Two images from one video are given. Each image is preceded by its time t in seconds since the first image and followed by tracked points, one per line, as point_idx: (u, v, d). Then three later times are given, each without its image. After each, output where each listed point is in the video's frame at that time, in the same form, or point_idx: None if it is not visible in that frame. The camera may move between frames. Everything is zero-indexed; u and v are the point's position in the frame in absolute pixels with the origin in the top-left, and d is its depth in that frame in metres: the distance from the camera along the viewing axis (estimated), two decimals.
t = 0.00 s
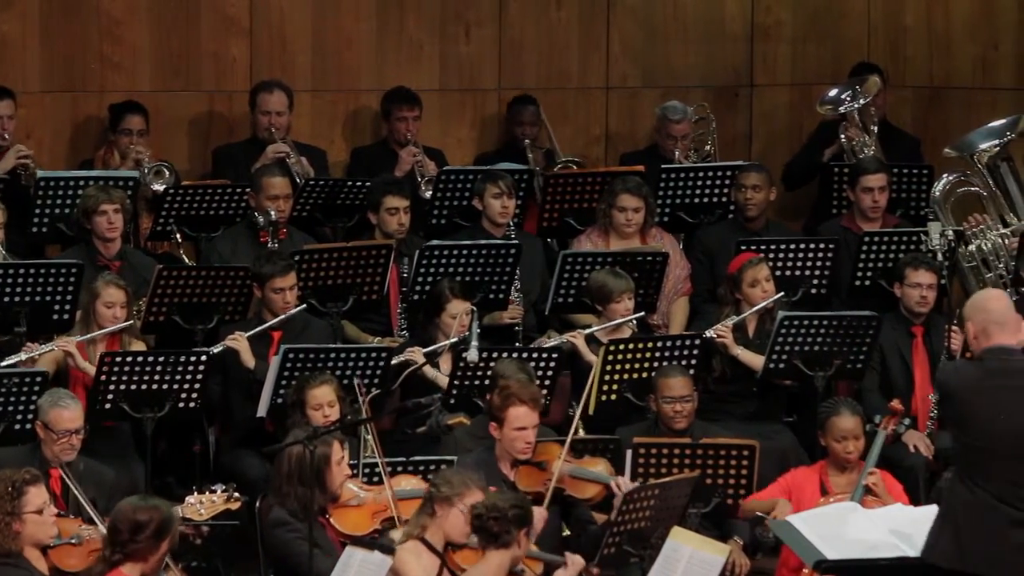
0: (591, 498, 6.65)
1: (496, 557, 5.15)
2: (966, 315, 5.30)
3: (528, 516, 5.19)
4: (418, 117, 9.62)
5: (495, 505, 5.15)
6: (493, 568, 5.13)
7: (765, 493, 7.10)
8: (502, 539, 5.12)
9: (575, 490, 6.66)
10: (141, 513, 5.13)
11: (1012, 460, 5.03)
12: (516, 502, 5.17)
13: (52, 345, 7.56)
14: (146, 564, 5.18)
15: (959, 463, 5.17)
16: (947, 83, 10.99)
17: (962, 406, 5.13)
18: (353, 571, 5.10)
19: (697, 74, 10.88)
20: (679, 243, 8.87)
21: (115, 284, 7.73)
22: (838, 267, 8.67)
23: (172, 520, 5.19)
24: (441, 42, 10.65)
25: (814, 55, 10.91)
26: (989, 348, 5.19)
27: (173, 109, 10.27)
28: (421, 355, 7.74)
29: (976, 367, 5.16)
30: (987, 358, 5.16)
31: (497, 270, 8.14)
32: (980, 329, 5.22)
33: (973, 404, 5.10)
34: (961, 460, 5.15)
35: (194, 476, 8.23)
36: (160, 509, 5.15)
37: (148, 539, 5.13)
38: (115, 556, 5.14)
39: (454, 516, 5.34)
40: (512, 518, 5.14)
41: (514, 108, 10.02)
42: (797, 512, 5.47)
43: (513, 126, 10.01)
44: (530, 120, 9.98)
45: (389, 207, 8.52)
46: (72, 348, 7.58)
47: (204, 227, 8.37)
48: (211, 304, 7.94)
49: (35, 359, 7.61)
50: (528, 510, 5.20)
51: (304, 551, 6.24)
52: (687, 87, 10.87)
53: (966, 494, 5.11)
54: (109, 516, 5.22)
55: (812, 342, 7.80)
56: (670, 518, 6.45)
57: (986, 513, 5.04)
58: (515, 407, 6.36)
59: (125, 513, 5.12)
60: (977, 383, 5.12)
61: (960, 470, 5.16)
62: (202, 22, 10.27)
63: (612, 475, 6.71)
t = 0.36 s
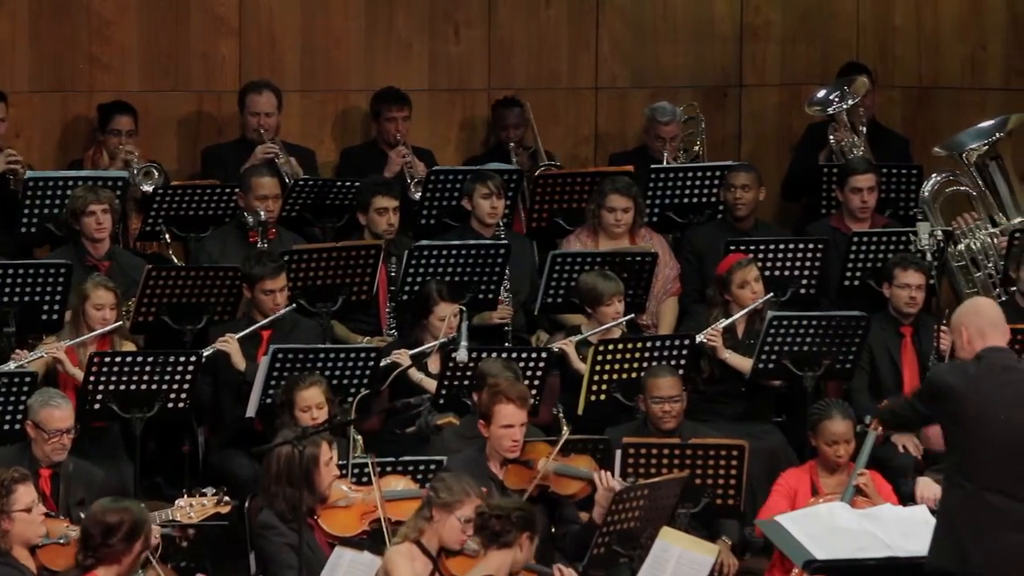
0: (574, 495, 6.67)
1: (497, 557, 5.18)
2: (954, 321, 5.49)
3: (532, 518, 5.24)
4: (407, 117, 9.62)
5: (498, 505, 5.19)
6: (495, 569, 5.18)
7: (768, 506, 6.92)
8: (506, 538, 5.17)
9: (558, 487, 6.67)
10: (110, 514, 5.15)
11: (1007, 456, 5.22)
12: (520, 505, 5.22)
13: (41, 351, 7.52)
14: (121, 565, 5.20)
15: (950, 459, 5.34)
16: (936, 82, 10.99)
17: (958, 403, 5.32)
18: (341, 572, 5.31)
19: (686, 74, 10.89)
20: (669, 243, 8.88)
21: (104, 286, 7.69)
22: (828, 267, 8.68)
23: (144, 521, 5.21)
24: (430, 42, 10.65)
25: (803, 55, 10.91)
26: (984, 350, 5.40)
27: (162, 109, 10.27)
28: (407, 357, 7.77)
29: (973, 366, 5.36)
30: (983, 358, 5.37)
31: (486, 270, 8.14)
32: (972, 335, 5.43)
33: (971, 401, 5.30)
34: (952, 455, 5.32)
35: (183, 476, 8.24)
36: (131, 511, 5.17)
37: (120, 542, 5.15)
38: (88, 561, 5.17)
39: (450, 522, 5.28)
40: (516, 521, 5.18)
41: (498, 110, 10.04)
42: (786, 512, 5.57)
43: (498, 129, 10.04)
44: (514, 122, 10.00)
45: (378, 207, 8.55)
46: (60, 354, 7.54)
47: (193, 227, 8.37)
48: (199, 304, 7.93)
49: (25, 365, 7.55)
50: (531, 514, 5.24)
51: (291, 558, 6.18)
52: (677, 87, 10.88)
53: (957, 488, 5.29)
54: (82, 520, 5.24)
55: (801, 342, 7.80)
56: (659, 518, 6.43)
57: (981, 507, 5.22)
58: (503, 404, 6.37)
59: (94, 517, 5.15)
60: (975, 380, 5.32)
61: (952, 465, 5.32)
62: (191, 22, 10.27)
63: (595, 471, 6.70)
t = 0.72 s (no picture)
0: (578, 487, 6.63)
1: (493, 560, 5.29)
2: (963, 328, 5.21)
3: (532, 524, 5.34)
4: (397, 117, 9.63)
5: (499, 510, 5.30)
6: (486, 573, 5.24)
7: (744, 492, 7.04)
8: (505, 543, 5.27)
9: (561, 482, 6.64)
10: (97, 513, 5.14)
11: (1011, 449, 4.91)
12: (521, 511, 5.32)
13: (33, 349, 7.55)
14: (109, 564, 5.18)
15: (944, 452, 5.01)
16: (926, 83, 10.99)
17: (968, 396, 4.96)
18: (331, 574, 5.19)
19: (676, 75, 10.90)
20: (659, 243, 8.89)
21: (96, 286, 7.67)
22: (818, 267, 8.70)
23: (130, 520, 5.19)
24: (420, 42, 10.66)
25: (793, 55, 10.92)
26: (993, 347, 5.09)
27: (153, 109, 10.26)
28: (398, 356, 7.76)
29: (984, 359, 5.02)
30: (993, 352, 5.05)
31: (477, 270, 8.15)
32: (978, 338, 5.13)
33: (979, 393, 4.95)
34: (952, 447, 4.99)
35: (173, 476, 8.22)
36: (117, 509, 5.16)
37: (109, 541, 5.14)
38: (77, 560, 5.14)
39: (440, 527, 5.30)
40: (516, 526, 5.28)
41: (498, 109, 10.04)
42: (777, 513, 5.53)
43: (497, 127, 10.05)
44: (514, 120, 10.00)
45: (365, 203, 8.53)
46: (51, 352, 7.53)
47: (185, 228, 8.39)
48: (190, 304, 7.92)
49: (16, 364, 7.57)
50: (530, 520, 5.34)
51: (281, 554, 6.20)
52: (667, 87, 10.89)
53: (960, 482, 4.94)
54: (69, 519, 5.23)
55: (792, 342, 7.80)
56: (649, 518, 6.42)
57: (980, 502, 4.90)
58: (502, 402, 6.35)
59: (80, 516, 5.14)
60: (988, 373, 4.97)
61: (947, 458, 4.99)
62: (181, 21, 10.27)
63: (598, 466, 6.68)
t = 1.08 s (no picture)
0: (576, 494, 6.61)
1: (485, 559, 5.19)
2: (936, 324, 5.40)
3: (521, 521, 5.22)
4: (391, 117, 9.63)
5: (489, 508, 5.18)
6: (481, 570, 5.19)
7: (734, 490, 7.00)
8: (495, 544, 5.16)
9: (558, 487, 6.61)
10: (105, 512, 5.15)
11: (1003, 453, 5.11)
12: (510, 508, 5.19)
13: (25, 349, 7.52)
14: (115, 563, 5.19)
15: (943, 457, 5.20)
16: (919, 83, 10.99)
17: (952, 400, 5.17)
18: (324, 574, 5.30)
19: (669, 75, 10.90)
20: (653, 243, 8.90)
21: (90, 287, 7.66)
22: (812, 267, 8.72)
23: (138, 519, 5.20)
24: (414, 42, 10.66)
25: (787, 55, 10.92)
26: (968, 348, 5.29)
27: (146, 108, 10.27)
28: (391, 356, 7.76)
29: (957, 364, 5.24)
30: (966, 355, 5.26)
31: (471, 270, 8.14)
32: (952, 336, 5.34)
33: (962, 397, 5.16)
34: (946, 452, 5.18)
35: (166, 476, 8.22)
36: (126, 507, 5.17)
37: (116, 539, 5.14)
38: (84, 557, 5.14)
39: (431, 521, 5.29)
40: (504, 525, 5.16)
41: (490, 108, 10.03)
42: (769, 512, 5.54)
43: (491, 127, 10.04)
44: (508, 120, 10.00)
45: (354, 199, 8.55)
46: (45, 353, 7.54)
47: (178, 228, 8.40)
48: (184, 304, 7.93)
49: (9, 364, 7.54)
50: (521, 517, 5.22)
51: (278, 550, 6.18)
52: (661, 87, 10.89)
53: (957, 485, 5.13)
54: (75, 518, 5.23)
55: (785, 342, 7.80)
56: (643, 518, 6.42)
57: (973, 503, 5.10)
58: (500, 405, 6.34)
59: (89, 514, 5.14)
60: (963, 375, 5.19)
61: (944, 462, 5.19)
62: (175, 21, 10.27)
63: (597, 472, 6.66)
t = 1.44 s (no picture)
0: (566, 505, 6.55)
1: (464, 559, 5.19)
2: (953, 287, 5.38)
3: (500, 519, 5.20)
4: (384, 117, 9.63)
5: (464, 512, 5.15)
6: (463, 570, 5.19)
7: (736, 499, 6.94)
8: (473, 546, 5.15)
9: (550, 496, 6.56)
10: (112, 513, 5.14)
11: (989, 446, 5.20)
12: (487, 508, 5.17)
13: (23, 361, 7.52)
14: (118, 564, 5.19)
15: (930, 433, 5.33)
16: (914, 83, 11.00)
17: (953, 384, 5.25)
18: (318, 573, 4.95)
19: (663, 75, 10.90)
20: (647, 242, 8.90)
21: (85, 286, 7.65)
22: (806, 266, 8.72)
23: (143, 522, 5.21)
24: (408, 42, 10.66)
25: (781, 55, 10.92)
26: (981, 325, 5.29)
27: (140, 108, 10.27)
28: (385, 359, 7.71)
29: (971, 343, 5.24)
30: (982, 332, 5.26)
31: (465, 270, 8.14)
32: (971, 309, 5.32)
33: (962, 386, 5.23)
34: (944, 443, 5.27)
35: (160, 476, 8.20)
36: (132, 509, 5.18)
37: (120, 540, 5.14)
38: (87, 557, 5.15)
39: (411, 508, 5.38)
40: (484, 524, 5.15)
41: (479, 115, 10.04)
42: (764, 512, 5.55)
43: (479, 134, 10.06)
44: (495, 126, 10.02)
45: (350, 199, 8.56)
46: (42, 366, 7.52)
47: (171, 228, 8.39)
48: (179, 304, 7.91)
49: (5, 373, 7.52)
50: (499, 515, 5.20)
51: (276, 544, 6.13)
52: (655, 88, 10.89)
53: (952, 480, 5.25)
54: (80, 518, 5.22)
55: (779, 342, 7.79)
56: (638, 518, 6.41)
57: (953, 488, 5.24)
58: (489, 412, 6.32)
59: (95, 514, 5.14)
60: (970, 361, 5.23)
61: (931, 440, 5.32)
62: (169, 21, 10.27)
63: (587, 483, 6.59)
